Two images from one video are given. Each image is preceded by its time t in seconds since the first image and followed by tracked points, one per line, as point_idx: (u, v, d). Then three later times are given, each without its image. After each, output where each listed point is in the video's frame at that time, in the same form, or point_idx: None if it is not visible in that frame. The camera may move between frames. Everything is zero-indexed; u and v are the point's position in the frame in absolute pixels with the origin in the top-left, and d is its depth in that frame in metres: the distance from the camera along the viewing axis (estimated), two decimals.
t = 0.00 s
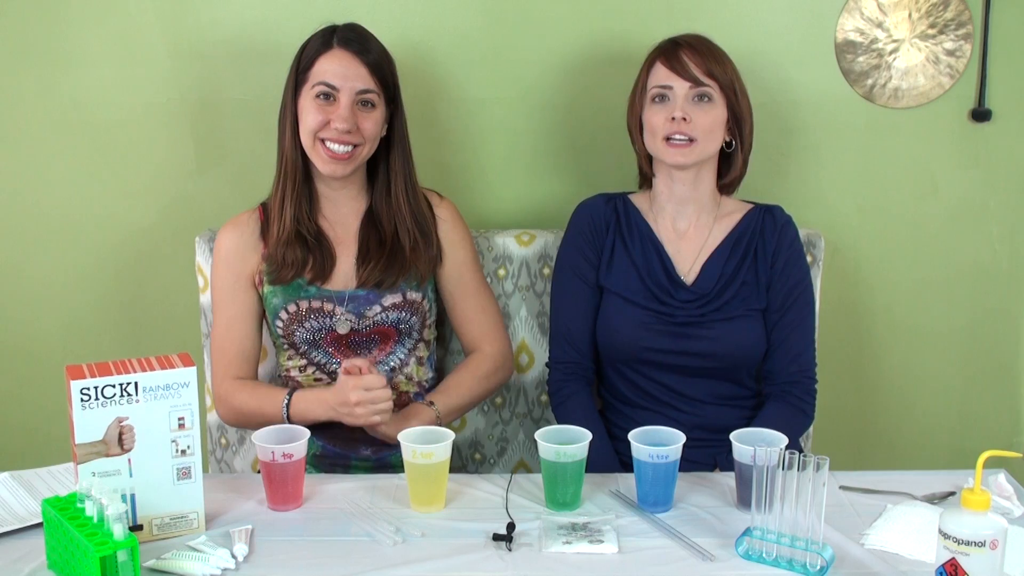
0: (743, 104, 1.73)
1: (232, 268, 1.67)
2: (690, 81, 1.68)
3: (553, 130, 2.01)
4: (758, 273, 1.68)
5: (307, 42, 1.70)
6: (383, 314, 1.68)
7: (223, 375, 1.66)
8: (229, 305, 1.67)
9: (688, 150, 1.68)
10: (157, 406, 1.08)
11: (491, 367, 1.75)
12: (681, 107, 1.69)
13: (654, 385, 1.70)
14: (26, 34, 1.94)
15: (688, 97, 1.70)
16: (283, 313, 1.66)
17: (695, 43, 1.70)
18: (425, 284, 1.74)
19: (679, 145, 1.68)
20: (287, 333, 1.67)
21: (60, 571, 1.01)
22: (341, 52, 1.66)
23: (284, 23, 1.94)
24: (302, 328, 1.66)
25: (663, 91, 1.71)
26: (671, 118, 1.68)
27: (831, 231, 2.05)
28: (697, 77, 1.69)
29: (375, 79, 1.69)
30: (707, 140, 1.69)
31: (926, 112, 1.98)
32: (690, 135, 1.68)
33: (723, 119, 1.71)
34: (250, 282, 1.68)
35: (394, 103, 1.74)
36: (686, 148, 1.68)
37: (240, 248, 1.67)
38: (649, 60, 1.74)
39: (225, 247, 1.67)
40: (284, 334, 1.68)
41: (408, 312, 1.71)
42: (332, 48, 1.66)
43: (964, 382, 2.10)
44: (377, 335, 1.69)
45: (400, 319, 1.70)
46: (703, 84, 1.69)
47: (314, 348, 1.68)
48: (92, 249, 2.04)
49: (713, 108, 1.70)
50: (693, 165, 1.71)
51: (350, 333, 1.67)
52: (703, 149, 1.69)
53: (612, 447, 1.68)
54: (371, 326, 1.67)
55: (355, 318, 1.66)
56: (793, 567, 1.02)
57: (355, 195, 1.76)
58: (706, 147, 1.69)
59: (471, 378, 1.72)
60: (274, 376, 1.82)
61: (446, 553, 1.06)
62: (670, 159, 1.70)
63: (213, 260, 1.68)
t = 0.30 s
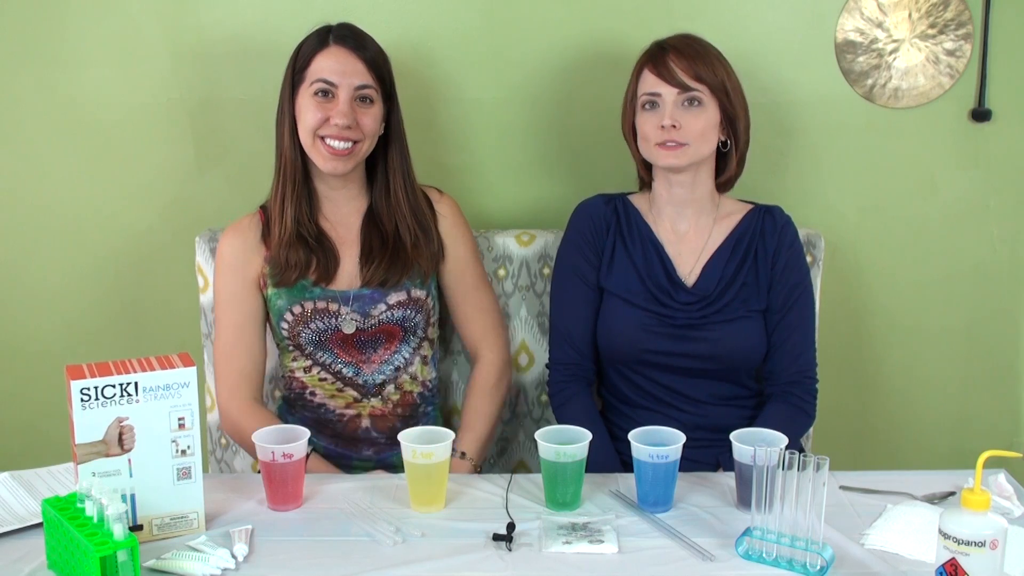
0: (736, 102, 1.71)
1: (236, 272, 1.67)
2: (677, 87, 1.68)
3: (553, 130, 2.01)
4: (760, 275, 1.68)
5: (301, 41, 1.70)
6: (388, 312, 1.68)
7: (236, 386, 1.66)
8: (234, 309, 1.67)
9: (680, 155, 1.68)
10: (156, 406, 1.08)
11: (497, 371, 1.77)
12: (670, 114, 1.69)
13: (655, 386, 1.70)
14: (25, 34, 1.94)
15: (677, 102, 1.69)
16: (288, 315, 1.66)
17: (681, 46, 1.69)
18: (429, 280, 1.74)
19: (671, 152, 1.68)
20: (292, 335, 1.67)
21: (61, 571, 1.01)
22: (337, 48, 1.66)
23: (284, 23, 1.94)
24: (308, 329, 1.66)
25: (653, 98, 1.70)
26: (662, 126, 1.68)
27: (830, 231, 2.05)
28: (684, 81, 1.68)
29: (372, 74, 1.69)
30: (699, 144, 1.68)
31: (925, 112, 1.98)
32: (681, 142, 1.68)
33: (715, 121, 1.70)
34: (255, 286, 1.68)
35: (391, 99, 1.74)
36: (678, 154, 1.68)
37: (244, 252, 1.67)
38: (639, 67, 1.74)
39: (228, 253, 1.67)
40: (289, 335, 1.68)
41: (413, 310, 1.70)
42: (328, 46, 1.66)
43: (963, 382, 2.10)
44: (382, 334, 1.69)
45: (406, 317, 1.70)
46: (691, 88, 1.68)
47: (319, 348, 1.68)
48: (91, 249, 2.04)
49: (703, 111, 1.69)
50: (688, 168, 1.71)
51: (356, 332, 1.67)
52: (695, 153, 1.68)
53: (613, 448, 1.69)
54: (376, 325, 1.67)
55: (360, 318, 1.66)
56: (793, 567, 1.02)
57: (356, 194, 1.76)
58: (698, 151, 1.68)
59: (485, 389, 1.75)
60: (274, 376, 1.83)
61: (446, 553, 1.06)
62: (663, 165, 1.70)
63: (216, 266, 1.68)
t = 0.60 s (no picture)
0: (726, 105, 1.69)
1: (237, 273, 1.67)
2: (660, 88, 1.68)
3: (553, 130, 2.01)
4: (757, 275, 1.68)
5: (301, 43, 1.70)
6: (389, 313, 1.68)
7: (238, 388, 1.66)
8: (235, 311, 1.67)
9: (660, 157, 1.68)
10: (156, 406, 1.08)
11: (478, 376, 1.77)
12: (652, 115, 1.69)
13: (655, 385, 1.70)
14: (26, 34, 1.94)
15: (661, 103, 1.69)
16: (288, 316, 1.66)
17: (668, 47, 1.69)
18: (429, 281, 1.74)
19: (651, 152, 1.69)
20: (293, 336, 1.67)
21: (60, 571, 1.01)
22: (338, 50, 1.66)
23: (284, 23, 1.94)
24: (309, 330, 1.66)
25: (638, 98, 1.71)
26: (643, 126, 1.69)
27: (830, 231, 2.05)
28: (667, 83, 1.68)
29: (373, 76, 1.69)
30: (679, 146, 1.68)
31: (925, 112, 1.98)
32: (661, 143, 1.67)
33: (699, 122, 1.68)
34: (256, 287, 1.68)
35: (391, 101, 1.74)
36: (658, 155, 1.68)
37: (244, 254, 1.68)
38: (631, 67, 1.75)
39: (229, 253, 1.67)
40: (290, 336, 1.67)
41: (414, 311, 1.70)
42: (328, 48, 1.66)
43: (963, 382, 2.10)
44: (383, 334, 1.69)
45: (406, 318, 1.70)
46: (674, 90, 1.68)
47: (320, 349, 1.68)
48: (91, 250, 2.04)
49: (687, 112, 1.68)
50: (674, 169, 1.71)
51: (357, 333, 1.67)
52: (675, 155, 1.68)
53: (612, 448, 1.69)
54: (377, 326, 1.68)
55: (361, 318, 1.66)
56: (793, 568, 1.02)
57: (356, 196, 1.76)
58: (679, 153, 1.68)
59: (465, 391, 1.76)
60: (274, 376, 1.83)
61: (446, 554, 1.06)
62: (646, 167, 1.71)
63: (217, 267, 1.69)
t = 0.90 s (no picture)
0: (751, 136, 1.70)
1: (233, 275, 1.67)
2: (705, 85, 1.67)
3: (553, 130, 2.01)
4: (744, 273, 1.68)
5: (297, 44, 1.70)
6: (386, 314, 1.68)
7: (237, 388, 1.66)
8: (234, 312, 1.67)
9: (667, 143, 1.67)
10: (156, 406, 1.08)
11: (478, 375, 1.77)
12: (683, 103, 1.68)
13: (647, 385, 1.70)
14: (25, 33, 1.94)
15: (696, 98, 1.68)
16: (286, 316, 1.66)
17: (732, 54, 1.69)
18: (427, 281, 1.74)
19: (662, 134, 1.68)
20: (291, 337, 1.67)
21: (60, 571, 1.01)
22: (335, 52, 1.66)
23: (284, 23, 1.94)
24: (307, 331, 1.66)
25: (678, 81, 1.70)
26: (669, 109, 1.68)
27: (830, 230, 2.05)
28: (713, 84, 1.67)
29: (370, 77, 1.69)
30: (689, 145, 1.67)
31: (925, 112, 1.98)
32: (678, 132, 1.67)
33: (718, 135, 1.69)
34: (252, 288, 1.68)
35: (387, 102, 1.74)
36: (667, 141, 1.67)
37: (241, 255, 1.67)
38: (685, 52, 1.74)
39: (225, 255, 1.67)
40: (288, 337, 1.68)
41: (412, 311, 1.70)
42: (325, 50, 1.66)
43: (963, 382, 2.10)
44: (381, 335, 1.69)
45: (404, 318, 1.70)
46: (714, 93, 1.68)
47: (319, 350, 1.68)
48: (91, 249, 2.04)
49: (714, 120, 1.68)
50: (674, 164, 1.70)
51: (355, 334, 1.67)
52: (682, 151, 1.67)
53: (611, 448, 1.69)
54: (374, 326, 1.68)
55: (358, 319, 1.66)
56: (793, 567, 1.02)
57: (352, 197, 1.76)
58: (687, 150, 1.67)
59: (464, 393, 1.75)
60: (274, 376, 1.83)
61: (446, 554, 1.06)
62: (650, 146, 1.70)
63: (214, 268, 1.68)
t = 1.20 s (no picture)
0: (760, 130, 1.70)
1: (233, 275, 1.67)
2: (709, 85, 1.68)
3: (553, 130, 2.01)
4: (755, 276, 1.68)
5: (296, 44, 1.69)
6: (387, 314, 1.68)
7: (235, 389, 1.66)
8: (234, 313, 1.67)
9: (678, 145, 1.67)
10: (156, 406, 1.08)
11: (479, 375, 1.77)
12: (688, 105, 1.69)
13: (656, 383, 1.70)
14: (25, 34, 1.94)
15: (701, 98, 1.69)
16: (287, 316, 1.66)
17: (732, 51, 1.69)
18: (428, 281, 1.74)
19: (672, 137, 1.68)
20: (292, 336, 1.67)
21: (60, 571, 1.01)
22: (335, 53, 1.66)
23: (284, 23, 1.94)
24: (308, 330, 1.66)
25: (681, 83, 1.71)
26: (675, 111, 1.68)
27: (829, 230, 2.05)
28: (715, 84, 1.68)
29: (370, 78, 1.69)
30: (701, 145, 1.67)
31: (925, 112, 1.98)
32: (689, 134, 1.67)
33: (728, 132, 1.69)
34: (253, 288, 1.68)
35: (387, 103, 1.74)
36: (679, 143, 1.67)
37: (241, 256, 1.67)
38: (684, 53, 1.74)
39: (226, 255, 1.67)
40: (288, 336, 1.68)
41: (413, 311, 1.70)
42: (325, 51, 1.66)
43: (963, 382, 2.10)
44: (382, 335, 1.69)
45: (405, 318, 1.70)
46: (717, 93, 1.68)
47: (320, 350, 1.68)
48: (91, 250, 2.04)
49: (721, 118, 1.69)
50: (686, 165, 1.71)
51: (355, 334, 1.67)
52: (695, 152, 1.68)
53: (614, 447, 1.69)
54: (375, 326, 1.68)
55: (359, 319, 1.67)
56: (793, 567, 1.02)
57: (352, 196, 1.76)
58: (699, 151, 1.68)
59: (468, 392, 1.75)
60: (274, 376, 1.83)
61: (445, 554, 1.06)
62: (661, 148, 1.70)
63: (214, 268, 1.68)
